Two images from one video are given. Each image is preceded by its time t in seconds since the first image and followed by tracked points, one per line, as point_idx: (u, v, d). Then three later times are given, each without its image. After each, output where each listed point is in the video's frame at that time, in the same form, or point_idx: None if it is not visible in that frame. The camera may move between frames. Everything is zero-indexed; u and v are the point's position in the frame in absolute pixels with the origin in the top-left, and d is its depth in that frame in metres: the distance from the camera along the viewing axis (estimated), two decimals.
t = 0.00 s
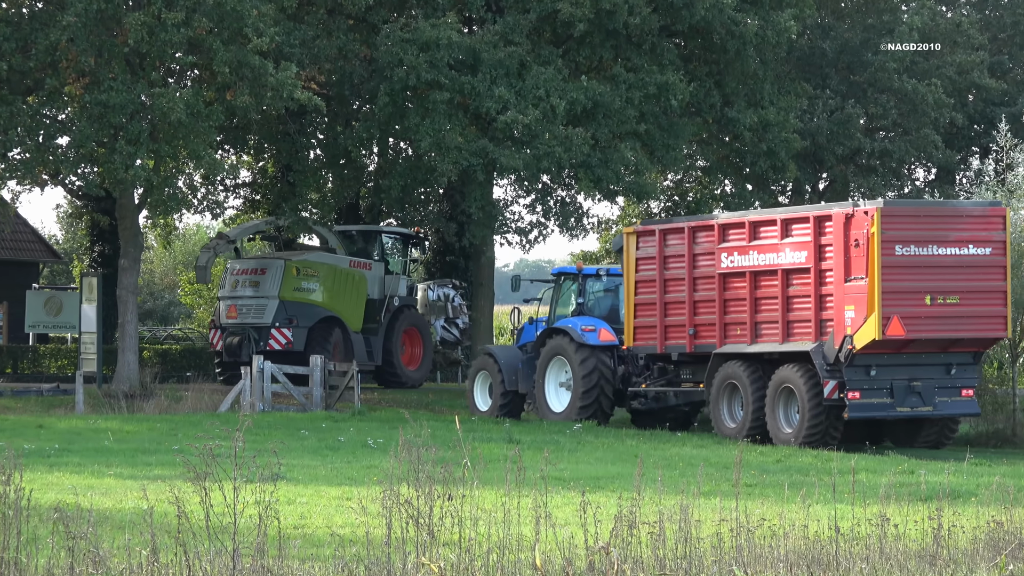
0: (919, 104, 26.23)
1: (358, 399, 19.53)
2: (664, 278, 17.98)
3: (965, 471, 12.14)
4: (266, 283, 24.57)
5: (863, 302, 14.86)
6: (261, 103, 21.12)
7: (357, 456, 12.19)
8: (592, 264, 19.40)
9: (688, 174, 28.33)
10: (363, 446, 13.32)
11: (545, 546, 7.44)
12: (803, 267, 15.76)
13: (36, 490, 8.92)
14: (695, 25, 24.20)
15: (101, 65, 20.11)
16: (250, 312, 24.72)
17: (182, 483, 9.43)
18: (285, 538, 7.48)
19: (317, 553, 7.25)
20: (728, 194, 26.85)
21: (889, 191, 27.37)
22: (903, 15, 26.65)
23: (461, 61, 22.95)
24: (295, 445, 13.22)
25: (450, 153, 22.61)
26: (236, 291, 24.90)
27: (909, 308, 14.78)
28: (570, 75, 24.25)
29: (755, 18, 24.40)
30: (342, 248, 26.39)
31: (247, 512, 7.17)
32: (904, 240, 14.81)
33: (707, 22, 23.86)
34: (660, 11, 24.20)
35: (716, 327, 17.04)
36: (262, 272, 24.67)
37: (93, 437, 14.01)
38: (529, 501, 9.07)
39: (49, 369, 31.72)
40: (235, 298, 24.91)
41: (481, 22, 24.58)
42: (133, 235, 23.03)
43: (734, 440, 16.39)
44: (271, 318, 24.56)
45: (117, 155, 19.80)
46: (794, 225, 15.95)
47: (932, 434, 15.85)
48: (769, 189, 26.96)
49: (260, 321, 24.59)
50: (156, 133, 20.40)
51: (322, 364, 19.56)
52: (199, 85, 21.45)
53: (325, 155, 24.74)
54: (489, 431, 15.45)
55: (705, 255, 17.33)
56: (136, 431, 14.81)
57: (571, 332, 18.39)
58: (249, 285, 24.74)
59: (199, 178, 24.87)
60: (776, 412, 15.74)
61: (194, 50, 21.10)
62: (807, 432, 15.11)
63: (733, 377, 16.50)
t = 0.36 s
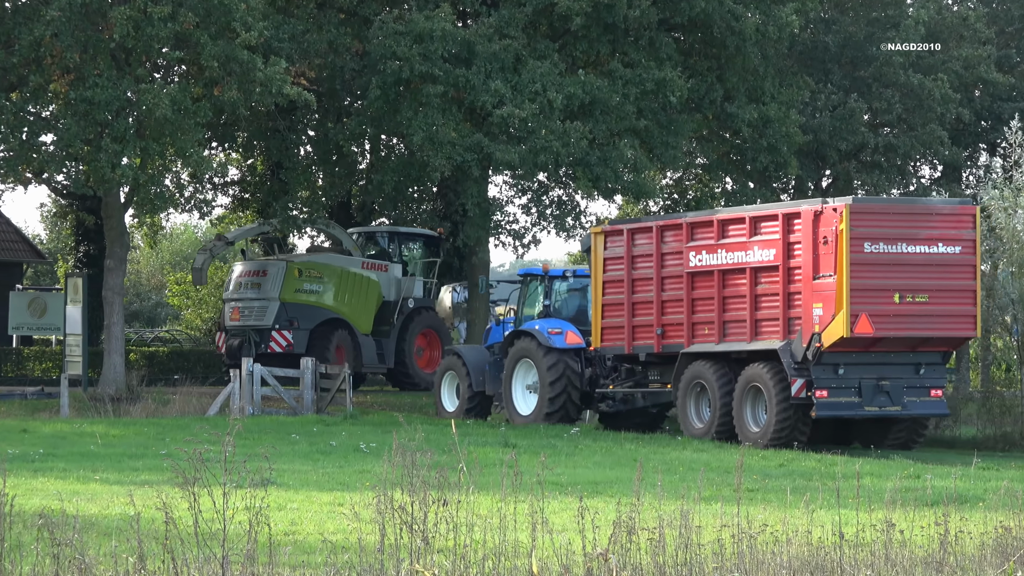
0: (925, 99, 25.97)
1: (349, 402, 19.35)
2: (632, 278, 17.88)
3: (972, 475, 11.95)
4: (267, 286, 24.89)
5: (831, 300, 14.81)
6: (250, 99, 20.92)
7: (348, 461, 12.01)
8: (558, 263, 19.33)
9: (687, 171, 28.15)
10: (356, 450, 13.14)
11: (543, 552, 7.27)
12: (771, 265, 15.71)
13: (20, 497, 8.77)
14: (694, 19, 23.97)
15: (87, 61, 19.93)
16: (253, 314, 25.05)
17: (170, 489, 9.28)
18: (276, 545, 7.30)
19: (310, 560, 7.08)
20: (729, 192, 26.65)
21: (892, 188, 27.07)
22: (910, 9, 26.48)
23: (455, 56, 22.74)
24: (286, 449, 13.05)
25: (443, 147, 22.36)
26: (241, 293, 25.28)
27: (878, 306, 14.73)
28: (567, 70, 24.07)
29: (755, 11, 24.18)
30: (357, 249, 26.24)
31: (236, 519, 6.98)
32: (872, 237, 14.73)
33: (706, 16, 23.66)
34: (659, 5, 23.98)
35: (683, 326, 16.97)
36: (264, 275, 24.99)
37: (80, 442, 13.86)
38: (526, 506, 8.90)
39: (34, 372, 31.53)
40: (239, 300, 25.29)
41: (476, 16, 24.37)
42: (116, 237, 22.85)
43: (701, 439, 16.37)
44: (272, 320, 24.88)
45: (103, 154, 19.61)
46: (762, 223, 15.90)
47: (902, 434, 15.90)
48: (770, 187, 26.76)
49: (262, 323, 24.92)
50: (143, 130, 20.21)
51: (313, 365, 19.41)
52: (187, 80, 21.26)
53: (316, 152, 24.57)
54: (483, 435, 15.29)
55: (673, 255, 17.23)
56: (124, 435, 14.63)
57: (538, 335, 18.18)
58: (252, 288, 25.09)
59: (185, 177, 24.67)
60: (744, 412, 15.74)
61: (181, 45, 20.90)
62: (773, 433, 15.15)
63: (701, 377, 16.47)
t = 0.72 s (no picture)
0: (923, 93, 25.71)
1: (333, 404, 19.00)
2: (590, 276, 17.82)
3: (970, 479, 11.77)
4: (272, 286, 25.45)
5: (789, 299, 14.93)
6: (231, 93, 20.76)
7: (332, 464, 11.83)
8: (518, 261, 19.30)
9: (680, 169, 27.99)
10: (341, 453, 12.97)
11: (531, 558, 7.08)
12: (730, 263, 15.76)
13: None
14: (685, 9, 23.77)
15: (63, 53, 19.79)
16: (257, 313, 25.66)
17: (152, 492, 9.12)
18: (258, 550, 7.11)
19: (291, 565, 6.89)
20: (723, 189, 26.42)
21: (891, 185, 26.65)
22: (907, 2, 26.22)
23: (443, 47, 22.56)
24: (269, 452, 12.89)
25: (430, 138, 22.15)
26: (247, 293, 25.90)
27: (836, 305, 14.86)
28: (558, 63, 23.89)
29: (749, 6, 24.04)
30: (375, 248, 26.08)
31: (217, 523, 6.81)
32: (831, 236, 14.85)
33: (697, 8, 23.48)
34: None
35: (642, 325, 16.98)
36: (268, 275, 25.54)
37: (57, 443, 13.69)
38: (515, 509, 8.70)
39: (10, 373, 31.30)
40: (245, 299, 25.94)
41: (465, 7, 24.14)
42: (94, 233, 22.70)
43: (659, 439, 16.39)
44: (275, 320, 25.43)
45: (81, 148, 19.45)
46: (721, 222, 15.95)
47: (861, 434, 16.04)
48: (765, 183, 26.55)
49: (265, 322, 25.50)
50: (122, 124, 20.05)
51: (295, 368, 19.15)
52: (166, 73, 21.12)
53: (299, 146, 24.52)
54: (471, 438, 15.11)
55: (631, 253, 17.20)
56: (102, 437, 14.45)
57: (497, 332, 18.09)
58: (257, 288, 25.69)
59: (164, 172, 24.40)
60: (702, 411, 15.76)
61: (161, 38, 20.74)
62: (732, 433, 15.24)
63: (659, 376, 16.49)
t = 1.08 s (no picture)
0: (912, 88, 25.63)
1: (314, 402, 18.97)
2: (546, 271, 17.78)
3: (959, 478, 11.74)
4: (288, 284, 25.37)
5: (740, 295, 15.06)
6: (212, 88, 20.70)
7: (315, 463, 11.77)
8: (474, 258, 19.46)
9: (668, 164, 27.93)
10: (323, 452, 12.91)
11: (516, 558, 7.02)
12: (683, 259, 15.86)
13: None
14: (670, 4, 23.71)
15: (42, 48, 19.74)
16: (273, 311, 25.67)
17: (131, 492, 9.08)
18: (240, 549, 7.06)
19: (274, 565, 6.84)
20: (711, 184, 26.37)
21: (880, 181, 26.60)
22: None
23: (427, 42, 22.50)
24: (251, 451, 12.83)
25: (415, 133, 22.08)
26: (267, 291, 25.97)
27: (787, 302, 15.02)
28: (542, 57, 23.82)
29: None
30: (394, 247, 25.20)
31: (198, 523, 6.76)
32: (783, 233, 14.98)
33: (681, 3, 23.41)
34: None
35: (596, 320, 17.03)
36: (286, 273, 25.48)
37: (37, 442, 13.63)
38: (499, 510, 8.63)
39: None
40: (264, 297, 26.01)
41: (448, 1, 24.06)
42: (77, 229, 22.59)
43: (610, 434, 16.48)
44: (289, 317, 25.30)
45: (60, 143, 19.37)
46: (674, 218, 16.04)
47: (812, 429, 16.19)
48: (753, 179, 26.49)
49: (280, 320, 25.43)
50: (102, 119, 19.97)
51: (277, 365, 19.17)
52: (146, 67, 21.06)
53: (282, 142, 24.66)
54: (455, 436, 15.07)
55: (587, 248, 17.21)
56: (81, 436, 14.40)
57: (452, 327, 18.22)
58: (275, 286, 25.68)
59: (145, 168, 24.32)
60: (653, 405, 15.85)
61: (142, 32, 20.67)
62: (683, 425, 15.32)
63: (612, 371, 16.60)
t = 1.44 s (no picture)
0: (896, 85, 25.65)
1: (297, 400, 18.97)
2: (498, 267, 17.77)
3: (941, 474, 11.76)
4: (311, 285, 24.51)
5: (688, 291, 15.11)
6: (195, 85, 20.68)
7: (296, 460, 11.74)
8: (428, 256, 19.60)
9: (651, 161, 27.94)
10: (305, 450, 12.87)
11: (499, 555, 7.04)
12: (631, 256, 15.89)
13: None
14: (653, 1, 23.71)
15: (25, 44, 19.72)
16: (296, 312, 24.83)
17: (111, 490, 9.07)
18: (224, 547, 7.05)
19: (258, 563, 6.83)
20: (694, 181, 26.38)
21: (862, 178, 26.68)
22: None
23: (409, 39, 22.50)
24: (231, 449, 12.78)
25: (398, 131, 22.08)
26: (290, 292, 25.12)
27: (733, 298, 15.11)
28: (525, 54, 23.82)
29: None
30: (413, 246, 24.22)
31: (184, 520, 6.74)
32: (729, 231, 15.06)
33: None
34: None
35: (547, 316, 17.03)
36: (309, 273, 24.66)
37: (18, 440, 13.60)
38: (482, 509, 8.61)
39: None
40: (286, 298, 25.18)
41: None
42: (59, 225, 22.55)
43: (560, 428, 16.56)
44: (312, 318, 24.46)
45: (41, 140, 19.35)
46: (623, 215, 16.07)
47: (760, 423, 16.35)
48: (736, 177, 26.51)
49: (303, 321, 24.58)
50: (84, 117, 19.95)
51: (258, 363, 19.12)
52: (129, 64, 21.05)
53: (265, 140, 24.65)
54: (438, 434, 15.05)
55: (537, 245, 17.20)
56: (62, 434, 14.36)
57: (407, 322, 18.15)
58: (298, 286, 24.85)
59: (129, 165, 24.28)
60: (602, 400, 15.93)
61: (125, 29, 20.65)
62: (631, 419, 15.37)
63: (562, 366, 16.67)
